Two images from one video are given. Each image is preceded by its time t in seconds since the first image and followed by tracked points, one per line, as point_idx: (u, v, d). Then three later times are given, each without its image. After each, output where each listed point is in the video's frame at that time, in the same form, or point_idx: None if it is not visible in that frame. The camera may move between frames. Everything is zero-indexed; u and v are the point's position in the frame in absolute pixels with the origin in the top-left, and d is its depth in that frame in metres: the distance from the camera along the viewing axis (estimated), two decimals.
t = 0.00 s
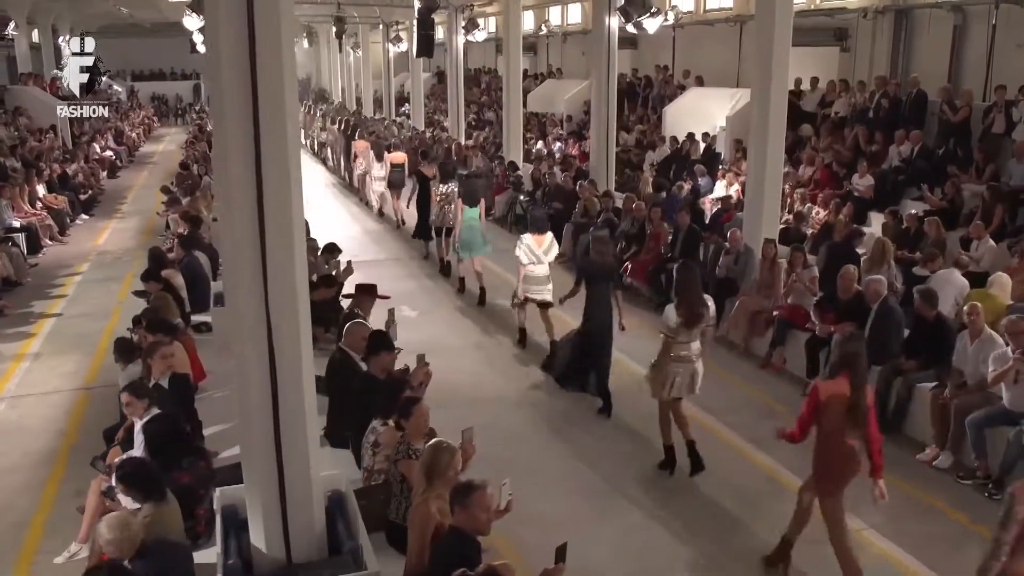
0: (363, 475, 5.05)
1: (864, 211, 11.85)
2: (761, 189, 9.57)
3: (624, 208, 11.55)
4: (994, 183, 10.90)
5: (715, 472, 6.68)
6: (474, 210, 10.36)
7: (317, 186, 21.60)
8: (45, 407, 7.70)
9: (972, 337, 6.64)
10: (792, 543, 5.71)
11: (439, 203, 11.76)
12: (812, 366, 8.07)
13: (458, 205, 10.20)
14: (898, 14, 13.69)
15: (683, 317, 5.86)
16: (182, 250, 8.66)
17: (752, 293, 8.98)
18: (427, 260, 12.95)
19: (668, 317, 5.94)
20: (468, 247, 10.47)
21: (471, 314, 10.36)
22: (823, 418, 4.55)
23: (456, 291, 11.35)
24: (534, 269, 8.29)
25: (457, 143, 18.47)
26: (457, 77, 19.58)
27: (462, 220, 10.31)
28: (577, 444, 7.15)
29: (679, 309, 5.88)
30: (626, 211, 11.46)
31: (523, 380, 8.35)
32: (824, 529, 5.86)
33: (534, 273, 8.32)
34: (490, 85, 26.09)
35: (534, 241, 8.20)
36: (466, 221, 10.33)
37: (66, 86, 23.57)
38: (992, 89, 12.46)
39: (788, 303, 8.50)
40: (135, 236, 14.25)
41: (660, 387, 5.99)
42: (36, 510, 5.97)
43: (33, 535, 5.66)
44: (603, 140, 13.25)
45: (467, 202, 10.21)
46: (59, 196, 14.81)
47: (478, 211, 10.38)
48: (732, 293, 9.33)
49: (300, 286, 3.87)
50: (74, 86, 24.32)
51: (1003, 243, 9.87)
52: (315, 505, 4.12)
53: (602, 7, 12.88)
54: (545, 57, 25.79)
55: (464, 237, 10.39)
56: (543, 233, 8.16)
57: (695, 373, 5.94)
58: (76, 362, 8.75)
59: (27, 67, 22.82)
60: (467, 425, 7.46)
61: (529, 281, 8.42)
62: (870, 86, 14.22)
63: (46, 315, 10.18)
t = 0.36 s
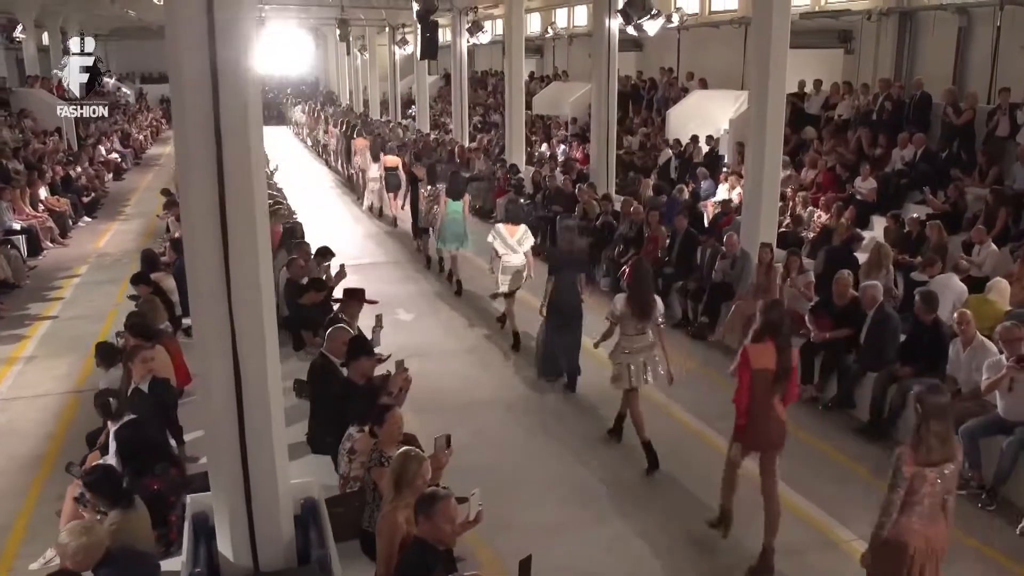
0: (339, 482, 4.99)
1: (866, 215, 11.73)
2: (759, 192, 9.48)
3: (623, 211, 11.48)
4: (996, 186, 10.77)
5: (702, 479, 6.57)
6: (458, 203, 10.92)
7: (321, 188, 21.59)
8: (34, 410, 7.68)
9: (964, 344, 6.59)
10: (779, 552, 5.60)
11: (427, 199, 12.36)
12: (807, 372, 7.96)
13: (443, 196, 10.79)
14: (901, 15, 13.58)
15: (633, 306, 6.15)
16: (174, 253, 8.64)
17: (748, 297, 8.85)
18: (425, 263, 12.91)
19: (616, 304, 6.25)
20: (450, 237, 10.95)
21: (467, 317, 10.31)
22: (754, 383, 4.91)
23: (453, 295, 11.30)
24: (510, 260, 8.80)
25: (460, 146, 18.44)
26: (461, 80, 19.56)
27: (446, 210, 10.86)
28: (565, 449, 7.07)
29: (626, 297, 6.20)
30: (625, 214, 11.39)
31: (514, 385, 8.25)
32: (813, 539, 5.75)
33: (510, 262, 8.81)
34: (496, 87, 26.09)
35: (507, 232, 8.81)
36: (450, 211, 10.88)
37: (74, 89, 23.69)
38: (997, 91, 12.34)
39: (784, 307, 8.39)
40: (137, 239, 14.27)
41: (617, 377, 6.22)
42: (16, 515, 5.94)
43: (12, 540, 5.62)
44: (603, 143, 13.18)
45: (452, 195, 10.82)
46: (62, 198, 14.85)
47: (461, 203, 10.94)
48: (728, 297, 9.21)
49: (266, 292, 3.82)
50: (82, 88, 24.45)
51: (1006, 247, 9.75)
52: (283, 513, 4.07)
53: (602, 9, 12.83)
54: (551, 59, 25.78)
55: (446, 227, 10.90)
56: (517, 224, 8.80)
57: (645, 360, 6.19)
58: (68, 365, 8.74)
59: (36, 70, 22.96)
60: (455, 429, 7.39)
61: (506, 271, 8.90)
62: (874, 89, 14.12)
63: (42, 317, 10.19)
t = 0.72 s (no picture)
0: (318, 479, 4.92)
1: (870, 214, 11.59)
2: (758, 191, 9.37)
3: (623, 209, 11.40)
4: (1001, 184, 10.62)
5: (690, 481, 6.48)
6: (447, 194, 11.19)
7: (325, 185, 21.58)
8: (25, 408, 7.70)
9: (957, 345, 6.40)
10: (763, 556, 5.52)
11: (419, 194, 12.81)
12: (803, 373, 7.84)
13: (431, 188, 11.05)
14: (908, 11, 13.42)
15: (596, 283, 6.61)
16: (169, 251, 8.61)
17: (744, 296, 8.73)
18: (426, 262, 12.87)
19: (583, 286, 6.65)
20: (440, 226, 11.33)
21: (463, 317, 10.25)
22: (696, 366, 5.29)
23: (450, 294, 11.26)
24: (487, 244, 9.36)
25: (464, 145, 18.39)
26: (465, 77, 19.47)
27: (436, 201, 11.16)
28: (552, 449, 7.00)
29: (591, 278, 6.61)
30: (625, 212, 11.31)
31: (505, 385, 8.19)
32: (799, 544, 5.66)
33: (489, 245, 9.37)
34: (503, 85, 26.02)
35: (489, 218, 9.36)
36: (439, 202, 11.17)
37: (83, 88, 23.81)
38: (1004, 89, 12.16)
39: (780, 307, 8.28)
40: (139, 237, 14.31)
41: (584, 345, 6.75)
42: None
43: None
44: (604, 140, 13.08)
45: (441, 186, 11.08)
46: (66, 196, 14.91)
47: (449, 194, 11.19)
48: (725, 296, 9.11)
49: (232, 293, 3.79)
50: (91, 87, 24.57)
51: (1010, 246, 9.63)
52: (253, 515, 4.04)
53: (603, 6, 12.73)
54: (559, 57, 25.68)
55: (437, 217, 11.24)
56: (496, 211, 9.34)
57: (607, 332, 6.60)
58: (62, 363, 8.75)
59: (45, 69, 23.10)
60: (443, 428, 7.33)
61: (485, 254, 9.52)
62: (880, 86, 13.96)
63: (40, 315, 10.22)
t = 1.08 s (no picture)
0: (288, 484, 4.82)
1: (871, 217, 11.47)
2: (752, 194, 9.27)
3: (618, 210, 11.32)
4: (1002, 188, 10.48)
5: (673, 486, 6.40)
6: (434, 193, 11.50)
7: (326, 185, 21.56)
8: (10, 408, 7.69)
9: (949, 353, 6.27)
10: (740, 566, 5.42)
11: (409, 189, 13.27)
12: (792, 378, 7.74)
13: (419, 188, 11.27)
14: (912, 12, 13.26)
15: (554, 269, 7.16)
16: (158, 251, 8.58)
17: (737, 300, 8.66)
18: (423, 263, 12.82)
19: (541, 270, 7.20)
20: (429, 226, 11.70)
21: (455, 319, 10.19)
22: (629, 342, 5.49)
23: (445, 296, 11.21)
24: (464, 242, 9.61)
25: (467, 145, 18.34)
26: (469, 78, 19.41)
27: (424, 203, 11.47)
28: (535, 454, 6.92)
29: (548, 263, 7.16)
30: (621, 214, 11.23)
31: (493, 387, 8.12)
32: (778, 554, 5.57)
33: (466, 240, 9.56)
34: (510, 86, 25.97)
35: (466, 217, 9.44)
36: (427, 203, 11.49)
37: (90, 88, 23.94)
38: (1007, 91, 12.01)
39: (772, 311, 8.19)
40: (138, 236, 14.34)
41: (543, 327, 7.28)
42: None
43: None
44: (603, 141, 13.00)
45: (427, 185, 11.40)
46: (66, 195, 14.97)
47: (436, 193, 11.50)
48: (718, 300, 9.01)
49: (188, 294, 3.74)
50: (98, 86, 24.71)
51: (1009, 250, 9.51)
52: (213, 519, 3.99)
53: (602, 6, 12.64)
54: (565, 57, 25.60)
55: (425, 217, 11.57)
56: (474, 212, 9.36)
57: (563, 315, 7.23)
58: (51, 363, 8.75)
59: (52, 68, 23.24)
60: (427, 431, 7.27)
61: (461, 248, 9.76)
62: (882, 87, 13.82)
63: (34, 314, 10.24)
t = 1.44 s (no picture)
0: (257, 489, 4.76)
1: (870, 220, 11.34)
2: (745, 197, 9.18)
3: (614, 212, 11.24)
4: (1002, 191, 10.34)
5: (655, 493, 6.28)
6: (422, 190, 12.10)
7: (326, 186, 21.54)
8: None
9: (942, 359, 6.15)
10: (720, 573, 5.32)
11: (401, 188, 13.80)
12: (781, 384, 7.63)
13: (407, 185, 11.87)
14: (914, 13, 13.14)
15: (518, 262, 7.30)
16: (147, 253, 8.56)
17: (729, 304, 8.58)
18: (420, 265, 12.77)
19: (507, 263, 7.36)
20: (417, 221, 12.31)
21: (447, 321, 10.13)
22: (582, 315, 6.00)
23: (439, 298, 11.15)
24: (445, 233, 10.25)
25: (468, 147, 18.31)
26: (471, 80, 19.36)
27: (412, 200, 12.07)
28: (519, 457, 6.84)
29: (514, 257, 7.32)
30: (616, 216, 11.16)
31: (480, 388, 8.03)
32: (760, 562, 5.46)
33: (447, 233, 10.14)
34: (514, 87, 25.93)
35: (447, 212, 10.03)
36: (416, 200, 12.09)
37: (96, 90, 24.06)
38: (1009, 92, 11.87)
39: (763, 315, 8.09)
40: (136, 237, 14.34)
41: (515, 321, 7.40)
42: None
43: None
44: (601, 143, 12.92)
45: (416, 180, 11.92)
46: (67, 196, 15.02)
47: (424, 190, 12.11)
48: (710, 303, 8.91)
49: (145, 296, 3.70)
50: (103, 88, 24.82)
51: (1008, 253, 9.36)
52: (173, 526, 3.95)
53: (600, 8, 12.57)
54: (570, 58, 25.53)
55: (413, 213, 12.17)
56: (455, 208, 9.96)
57: (531, 308, 7.35)
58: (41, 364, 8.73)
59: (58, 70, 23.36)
60: (411, 434, 7.20)
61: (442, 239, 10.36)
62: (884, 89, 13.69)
63: (27, 315, 10.25)
